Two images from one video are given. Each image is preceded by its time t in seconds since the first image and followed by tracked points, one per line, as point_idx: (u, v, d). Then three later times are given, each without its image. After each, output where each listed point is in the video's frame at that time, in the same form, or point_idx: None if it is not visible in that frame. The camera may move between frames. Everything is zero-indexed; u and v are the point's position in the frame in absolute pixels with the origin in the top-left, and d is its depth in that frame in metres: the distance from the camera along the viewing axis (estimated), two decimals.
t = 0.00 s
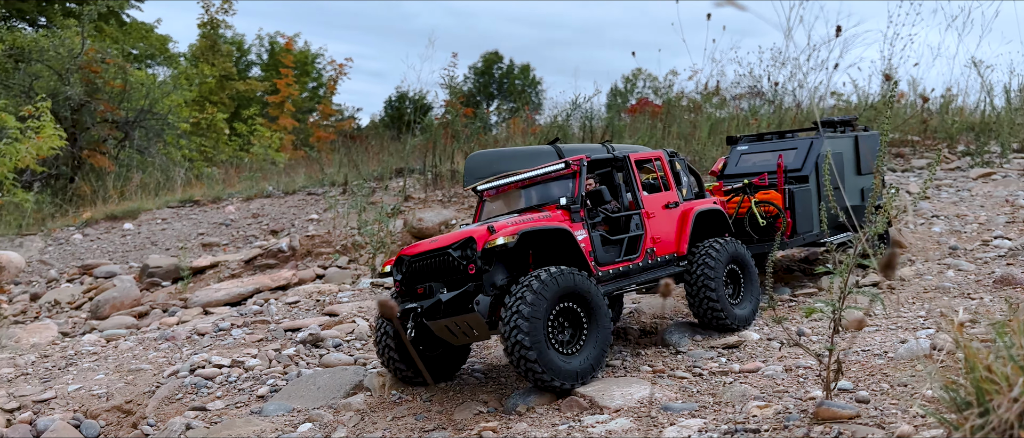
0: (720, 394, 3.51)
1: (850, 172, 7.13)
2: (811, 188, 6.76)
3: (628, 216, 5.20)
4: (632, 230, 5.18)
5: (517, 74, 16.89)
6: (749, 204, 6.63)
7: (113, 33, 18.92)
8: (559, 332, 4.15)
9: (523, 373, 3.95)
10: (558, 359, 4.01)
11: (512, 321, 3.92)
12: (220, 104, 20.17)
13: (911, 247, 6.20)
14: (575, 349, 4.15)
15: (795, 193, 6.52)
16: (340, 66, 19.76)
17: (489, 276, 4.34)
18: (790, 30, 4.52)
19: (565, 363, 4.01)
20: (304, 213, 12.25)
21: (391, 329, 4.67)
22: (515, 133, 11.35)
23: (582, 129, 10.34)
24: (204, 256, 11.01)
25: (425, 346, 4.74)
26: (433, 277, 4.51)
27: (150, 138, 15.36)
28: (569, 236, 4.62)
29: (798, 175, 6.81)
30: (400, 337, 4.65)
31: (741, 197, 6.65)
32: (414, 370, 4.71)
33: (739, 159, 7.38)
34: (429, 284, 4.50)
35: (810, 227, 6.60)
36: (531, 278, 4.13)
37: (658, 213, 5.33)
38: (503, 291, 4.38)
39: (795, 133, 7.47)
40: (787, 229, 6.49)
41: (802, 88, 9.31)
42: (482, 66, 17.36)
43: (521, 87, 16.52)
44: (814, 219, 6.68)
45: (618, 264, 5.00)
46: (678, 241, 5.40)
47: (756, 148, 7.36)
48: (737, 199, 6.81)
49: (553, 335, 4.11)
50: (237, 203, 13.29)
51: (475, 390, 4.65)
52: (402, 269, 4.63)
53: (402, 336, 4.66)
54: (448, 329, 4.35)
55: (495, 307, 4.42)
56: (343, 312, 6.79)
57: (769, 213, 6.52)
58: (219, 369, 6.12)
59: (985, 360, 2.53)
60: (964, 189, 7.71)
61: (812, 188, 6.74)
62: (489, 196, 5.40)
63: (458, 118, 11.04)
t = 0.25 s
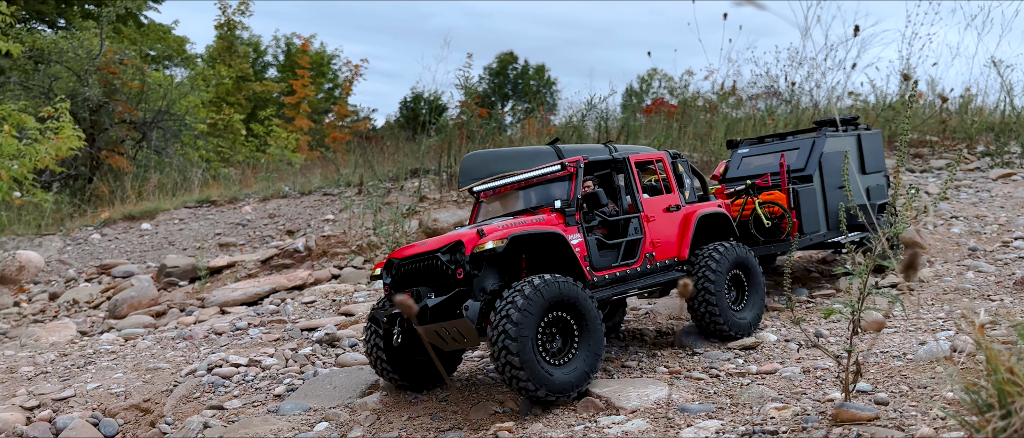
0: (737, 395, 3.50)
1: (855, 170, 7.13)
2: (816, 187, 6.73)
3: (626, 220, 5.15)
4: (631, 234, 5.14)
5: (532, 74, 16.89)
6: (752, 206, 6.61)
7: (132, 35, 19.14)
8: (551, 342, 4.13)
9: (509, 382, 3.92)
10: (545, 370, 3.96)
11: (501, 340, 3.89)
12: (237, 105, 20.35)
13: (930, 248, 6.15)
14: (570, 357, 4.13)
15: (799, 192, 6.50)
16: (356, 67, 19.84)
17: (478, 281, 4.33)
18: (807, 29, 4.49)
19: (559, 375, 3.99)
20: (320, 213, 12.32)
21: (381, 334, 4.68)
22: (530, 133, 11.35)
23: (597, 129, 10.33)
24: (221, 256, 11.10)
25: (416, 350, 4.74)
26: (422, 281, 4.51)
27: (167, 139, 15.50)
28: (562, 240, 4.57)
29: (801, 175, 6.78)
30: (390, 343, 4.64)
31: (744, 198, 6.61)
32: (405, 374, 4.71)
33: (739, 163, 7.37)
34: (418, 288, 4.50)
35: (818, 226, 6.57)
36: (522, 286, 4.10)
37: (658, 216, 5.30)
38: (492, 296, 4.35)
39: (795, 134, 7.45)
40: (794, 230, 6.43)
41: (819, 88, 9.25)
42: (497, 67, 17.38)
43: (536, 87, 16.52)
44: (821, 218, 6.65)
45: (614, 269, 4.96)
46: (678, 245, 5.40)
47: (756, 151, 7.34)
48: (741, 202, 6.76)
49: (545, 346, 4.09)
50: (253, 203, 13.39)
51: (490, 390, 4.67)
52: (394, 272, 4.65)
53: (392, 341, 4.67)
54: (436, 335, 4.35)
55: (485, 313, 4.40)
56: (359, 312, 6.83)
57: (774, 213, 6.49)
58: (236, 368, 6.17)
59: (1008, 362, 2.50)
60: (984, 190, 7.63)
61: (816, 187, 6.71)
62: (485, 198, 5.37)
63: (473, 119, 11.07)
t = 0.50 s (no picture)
0: (757, 398, 3.49)
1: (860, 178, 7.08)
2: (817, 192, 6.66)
3: (608, 233, 4.98)
4: (613, 247, 4.97)
5: (547, 75, 16.89)
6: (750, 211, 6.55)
7: (151, 36, 19.35)
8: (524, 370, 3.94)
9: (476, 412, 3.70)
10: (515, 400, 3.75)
11: (470, 385, 3.64)
12: (254, 106, 20.52)
13: (950, 249, 6.09)
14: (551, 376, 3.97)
15: (798, 197, 6.42)
16: (372, 69, 19.93)
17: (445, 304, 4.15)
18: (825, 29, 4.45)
19: (547, 400, 3.88)
20: (337, 214, 12.39)
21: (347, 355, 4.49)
22: (546, 133, 11.35)
23: (613, 130, 10.32)
24: (239, 256, 11.20)
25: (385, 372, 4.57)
26: (386, 304, 4.33)
27: (185, 140, 15.65)
28: (535, 260, 4.45)
29: (802, 180, 6.70)
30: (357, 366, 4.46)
31: (743, 202, 6.61)
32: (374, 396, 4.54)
33: (739, 168, 7.24)
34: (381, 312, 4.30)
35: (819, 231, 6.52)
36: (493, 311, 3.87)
37: (643, 227, 5.13)
38: (463, 316, 4.25)
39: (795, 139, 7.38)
40: (791, 235, 6.42)
41: (837, 88, 9.18)
42: (512, 67, 17.39)
43: (552, 88, 16.51)
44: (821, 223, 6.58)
45: (594, 286, 4.81)
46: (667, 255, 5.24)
47: (757, 155, 7.24)
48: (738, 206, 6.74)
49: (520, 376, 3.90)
50: (271, 204, 13.49)
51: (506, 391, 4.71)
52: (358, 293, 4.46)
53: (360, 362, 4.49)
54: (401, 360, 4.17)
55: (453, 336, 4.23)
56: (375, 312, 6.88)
57: (771, 218, 6.43)
58: (255, 368, 6.23)
59: None
60: (1006, 190, 7.55)
61: (817, 192, 6.63)
62: (463, 206, 5.22)
63: (489, 120, 11.11)
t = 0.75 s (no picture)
0: (778, 398, 3.50)
1: (863, 178, 7.11)
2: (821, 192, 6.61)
3: (596, 239, 4.91)
4: (600, 253, 4.90)
5: (564, 75, 16.88)
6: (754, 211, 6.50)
7: (171, 38, 19.57)
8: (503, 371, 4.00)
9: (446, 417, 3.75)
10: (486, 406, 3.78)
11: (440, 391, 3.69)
12: (273, 107, 20.70)
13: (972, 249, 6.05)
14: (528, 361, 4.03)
15: (803, 196, 6.36)
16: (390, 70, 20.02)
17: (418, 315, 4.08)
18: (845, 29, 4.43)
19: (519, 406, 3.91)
20: (355, 214, 12.47)
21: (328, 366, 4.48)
22: (564, 134, 11.36)
23: (630, 130, 10.32)
24: (258, 256, 11.31)
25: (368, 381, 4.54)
26: (361, 316, 4.26)
27: (205, 140, 15.81)
28: (513, 269, 4.38)
29: (806, 179, 6.66)
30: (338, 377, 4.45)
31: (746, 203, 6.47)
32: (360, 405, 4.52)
33: (741, 170, 7.19)
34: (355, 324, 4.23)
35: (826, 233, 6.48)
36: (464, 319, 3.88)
37: (634, 232, 5.05)
38: (439, 324, 4.12)
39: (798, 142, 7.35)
40: (799, 236, 6.35)
41: (857, 88, 9.12)
42: (529, 68, 17.40)
43: (569, 88, 16.50)
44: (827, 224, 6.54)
45: (578, 295, 4.75)
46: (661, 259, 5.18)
47: (759, 157, 7.20)
48: (742, 207, 6.63)
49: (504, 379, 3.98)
50: (290, 204, 13.60)
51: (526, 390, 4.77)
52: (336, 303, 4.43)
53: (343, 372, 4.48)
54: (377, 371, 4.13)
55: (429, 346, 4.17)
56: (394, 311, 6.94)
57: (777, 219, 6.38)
58: (275, 366, 6.31)
59: None
60: None
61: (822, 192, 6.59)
62: (450, 211, 5.13)
63: (506, 120, 11.16)
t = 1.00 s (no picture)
0: (801, 398, 3.50)
1: (875, 175, 7.06)
2: (830, 189, 6.58)
3: (594, 242, 4.91)
4: (598, 256, 4.91)
5: (583, 75, 16.86)
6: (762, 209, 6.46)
7: (193, 38, 19.78)
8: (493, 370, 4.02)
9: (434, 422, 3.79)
10: (474, 410, 3.80)
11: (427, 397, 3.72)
12: (294, 107, 20.86)
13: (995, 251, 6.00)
14: (513, 352, 4.01)
15: (811, 193, 6.34)
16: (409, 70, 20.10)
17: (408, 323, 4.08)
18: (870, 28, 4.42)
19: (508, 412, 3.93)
20: (374, 213, 12.55)
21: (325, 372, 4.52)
22: (584, 133, 11.37)
23: (650, 130, 10.31)
24: (279, 255, 11.42)
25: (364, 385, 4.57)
26: (351, 323, 4.25)
27: (226, 140, 15.97)
28: (505, 275, 4.35)
29: (815, 176, 6.63)
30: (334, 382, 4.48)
31: (753, 200, 6.48)
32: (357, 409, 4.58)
33: (749, 170, 7.12)
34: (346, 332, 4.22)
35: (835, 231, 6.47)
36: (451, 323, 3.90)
37: (633, 235, 5.05)
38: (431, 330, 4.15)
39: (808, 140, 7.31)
40: (807, 233, 6.31)
41: (880, 87, 9.04)
42: (548, 68, 17.40)
43: (588, 88, 16.47)
44: (836, 222, 6.52)
45: (576, 299, 4.75)
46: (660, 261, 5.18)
47: (766, 157, 7.12)
48: (749, 205, 6.62)
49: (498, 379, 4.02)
50: (310, 204, 13.71)
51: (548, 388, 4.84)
52: (329, 310, 4.44)
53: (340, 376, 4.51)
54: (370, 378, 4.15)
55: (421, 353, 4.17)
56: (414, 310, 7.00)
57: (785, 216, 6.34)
58: (297, 364, 6.38)
59: None
60: None
61: (831, 188, 6.55)
62: (447, 215, 5.01)
63: (525, 120, 11.19)
